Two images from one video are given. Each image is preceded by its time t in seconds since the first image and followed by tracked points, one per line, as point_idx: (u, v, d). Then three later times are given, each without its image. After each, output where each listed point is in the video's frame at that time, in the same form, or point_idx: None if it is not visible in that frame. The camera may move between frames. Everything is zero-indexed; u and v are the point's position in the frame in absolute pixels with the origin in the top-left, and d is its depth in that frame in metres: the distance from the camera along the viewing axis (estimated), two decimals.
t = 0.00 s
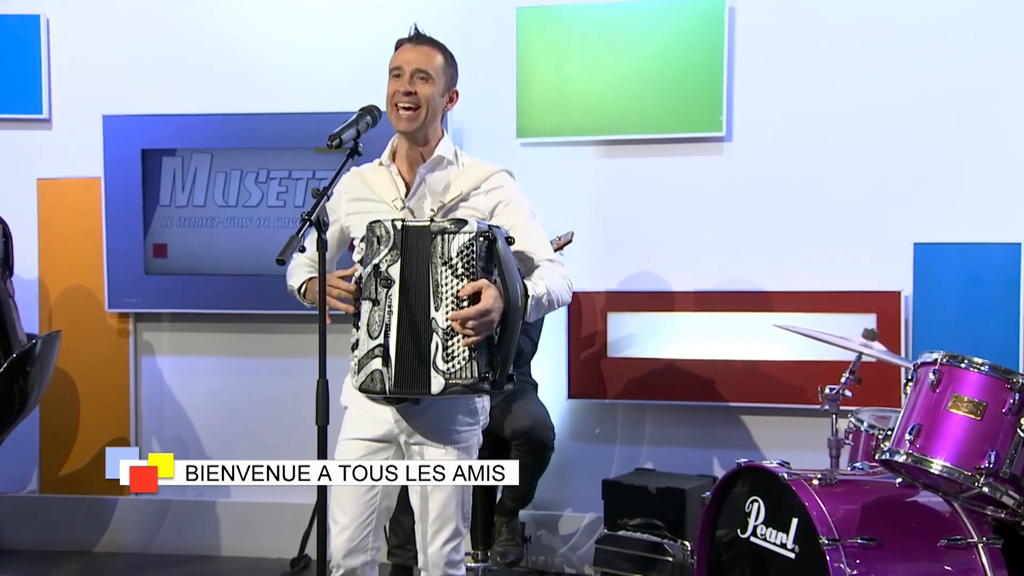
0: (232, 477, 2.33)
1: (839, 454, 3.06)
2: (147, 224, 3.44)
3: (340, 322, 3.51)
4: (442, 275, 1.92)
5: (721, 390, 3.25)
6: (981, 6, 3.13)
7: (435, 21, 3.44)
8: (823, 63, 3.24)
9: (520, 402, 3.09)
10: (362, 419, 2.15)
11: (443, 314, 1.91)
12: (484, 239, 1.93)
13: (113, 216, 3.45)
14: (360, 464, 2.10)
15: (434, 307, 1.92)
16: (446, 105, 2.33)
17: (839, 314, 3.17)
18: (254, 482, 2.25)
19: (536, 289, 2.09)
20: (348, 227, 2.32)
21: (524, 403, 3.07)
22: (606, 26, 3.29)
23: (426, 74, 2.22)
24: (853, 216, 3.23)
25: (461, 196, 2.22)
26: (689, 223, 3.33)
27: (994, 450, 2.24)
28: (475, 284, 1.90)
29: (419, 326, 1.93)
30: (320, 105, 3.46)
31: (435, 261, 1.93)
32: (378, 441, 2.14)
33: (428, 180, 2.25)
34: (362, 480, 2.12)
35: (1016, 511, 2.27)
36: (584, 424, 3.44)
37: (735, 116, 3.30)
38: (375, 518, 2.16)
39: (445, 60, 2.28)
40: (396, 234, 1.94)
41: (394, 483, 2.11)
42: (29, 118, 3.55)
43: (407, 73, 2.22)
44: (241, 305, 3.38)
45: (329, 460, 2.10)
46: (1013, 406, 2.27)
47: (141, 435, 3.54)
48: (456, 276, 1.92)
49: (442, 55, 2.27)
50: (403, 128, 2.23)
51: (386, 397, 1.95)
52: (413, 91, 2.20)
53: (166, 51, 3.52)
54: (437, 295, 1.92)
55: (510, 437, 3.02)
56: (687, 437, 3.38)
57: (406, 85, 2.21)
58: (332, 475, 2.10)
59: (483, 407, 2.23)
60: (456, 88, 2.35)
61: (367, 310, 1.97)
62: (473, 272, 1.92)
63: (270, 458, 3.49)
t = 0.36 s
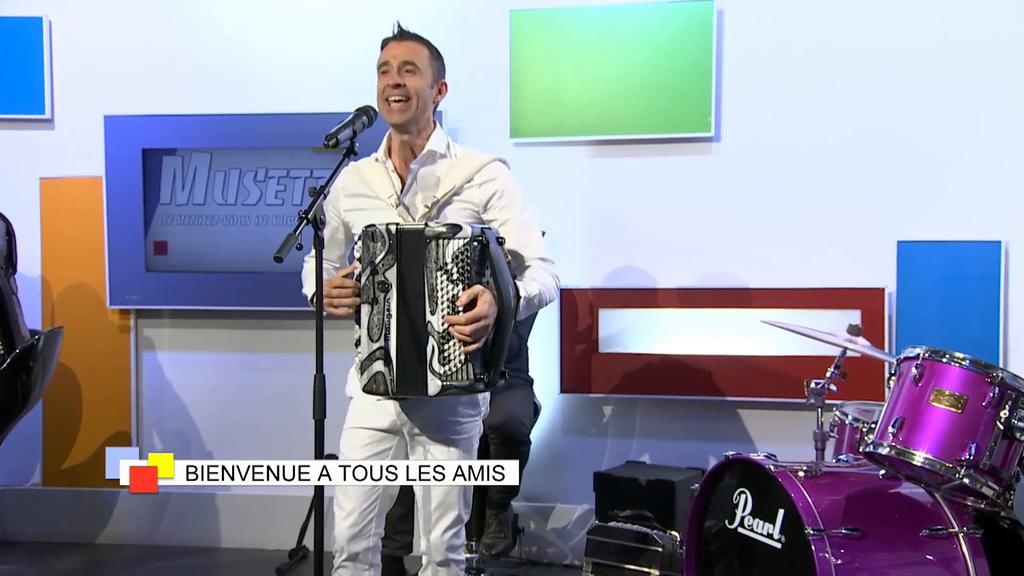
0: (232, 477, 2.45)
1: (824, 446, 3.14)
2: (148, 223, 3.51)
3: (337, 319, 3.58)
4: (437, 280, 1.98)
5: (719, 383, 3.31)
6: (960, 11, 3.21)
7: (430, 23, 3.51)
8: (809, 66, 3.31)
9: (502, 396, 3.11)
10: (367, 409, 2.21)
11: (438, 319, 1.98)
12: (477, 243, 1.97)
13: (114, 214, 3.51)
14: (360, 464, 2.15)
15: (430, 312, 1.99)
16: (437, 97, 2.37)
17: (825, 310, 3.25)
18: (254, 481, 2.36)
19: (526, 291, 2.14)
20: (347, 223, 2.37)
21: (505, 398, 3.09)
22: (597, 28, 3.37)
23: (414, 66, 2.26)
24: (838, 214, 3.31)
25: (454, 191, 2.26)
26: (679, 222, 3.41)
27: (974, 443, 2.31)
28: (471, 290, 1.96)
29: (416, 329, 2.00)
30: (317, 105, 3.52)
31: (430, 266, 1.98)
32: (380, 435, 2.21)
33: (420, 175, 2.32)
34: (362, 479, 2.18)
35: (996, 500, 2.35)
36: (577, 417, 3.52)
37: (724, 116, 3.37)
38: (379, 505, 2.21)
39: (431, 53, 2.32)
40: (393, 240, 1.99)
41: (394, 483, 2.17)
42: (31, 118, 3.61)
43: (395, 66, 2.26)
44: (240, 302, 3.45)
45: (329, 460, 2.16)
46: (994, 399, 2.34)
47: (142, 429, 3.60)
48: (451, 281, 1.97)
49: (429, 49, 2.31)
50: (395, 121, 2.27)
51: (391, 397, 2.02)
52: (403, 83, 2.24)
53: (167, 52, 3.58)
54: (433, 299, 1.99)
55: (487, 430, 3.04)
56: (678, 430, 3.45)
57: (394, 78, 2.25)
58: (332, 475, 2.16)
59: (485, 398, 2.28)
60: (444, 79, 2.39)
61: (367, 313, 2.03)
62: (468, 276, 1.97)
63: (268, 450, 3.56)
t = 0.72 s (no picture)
0: (231, 477, 2.61)
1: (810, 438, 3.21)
2: (147, 220, 3.57)
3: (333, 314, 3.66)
4: (436, 293, 2.01)
5: (713, 382, 3.39)
6: (935, 15, 3.29)
7: (424, 25, 3.58)
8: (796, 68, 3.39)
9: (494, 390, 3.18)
10: (361, 404, 2.26)
11: (431, 330, 2.02)
12: (479, 263, 2.00)
13: (115, 212, 3.58)
14: (359, 465, 2.21)
15: (424, 322, 2.03)
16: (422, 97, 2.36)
17: (811, 305, 3.33)
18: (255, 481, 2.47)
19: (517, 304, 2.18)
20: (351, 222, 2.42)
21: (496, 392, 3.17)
22: (588, 30, 3.44)
23: (390, 79, 2.27)
24: (824, 212, 3.38)
25: (450, 193, 2.28)
26: (668, 220, 3.49)
27: (955, 434, 2.39)
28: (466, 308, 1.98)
29: (409, 337, 2.04)
30: (315, 105, 3.59)
31: (430, 278, 2.02)
32: (375, 429, 2.25)
33: (419, 177, 2.34)
34: (362, 479, 2.24)
35: (975, 490, 2.44)
36: (568, 410, 3.60)
37: (713, 117, 3.45)
38: (370, 498, 2.25)
39: (404, 57, 2.31)
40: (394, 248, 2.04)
41: (394, 483, 2.21)
42: (34, 117, 3.68)
43: (373, 84, 2.29)
44: (239, 298, 3.52)
45: (329, 461, 2.22)
46: (974, 392, 2.43)
47: (143, 423, 3.68)
48: (449, 295, 2.01)
49: (404, 55, 2.31)
50: (389, 136, 2.33)
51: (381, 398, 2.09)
52: (383, 101, 2.28)
53: (167, 54, 3.65)
54: (429, 311, 2.02)
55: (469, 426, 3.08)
56: (667, 422, 3.54)
57: (375, 96, 2.28)
58: (332, 475, 2.22)
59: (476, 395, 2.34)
60: (427, 77, 2.37)
61: (364, 315, 2.09)
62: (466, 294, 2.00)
63: (266, 444, 3.64)
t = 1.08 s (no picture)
0: (231, 477, 2.60)
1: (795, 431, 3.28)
2: (147, 218, 3.64)
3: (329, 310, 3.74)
4: (429, 297, 2.00)
5: (703, 379, 3.47)
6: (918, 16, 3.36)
7: (419, 27, 3.65)
8: (784, 69, 3.46)
9: (487, 382, 3.29)
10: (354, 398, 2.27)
11: (423, 334, 2.01)
12: (474, 268, 1.98)
13: (115, 210, 3.65)
14: (360, 464, 2.21)
15: (416, 325, 2.02)
16: (422, 102, 2.40)
17: (796, 301, 3.40)
18: (254, 480, 2.47)
19: (505, 318, 2.18)
20: (348, 224, 2.41)
21: (491, 383, 3.27)
22: (580, 32, 3.52)
23: (394, 78, 2.30)
24: (809, 210, 3.46)
25: (443, 195, 2.28)
26: (657, 218, 3.57)
27: (934, 427, 2.46)
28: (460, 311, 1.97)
29: (401, 339, 2.04)
30: (311, 106, 3.66)
31: (425, 282, 2.01)
32: (368, 424, 2.27)
33: (414, 179, 2.34)
34: (362, 479, 2.23)
35: (956, 480, 2.51)
36: (560, 404, 3.68)
37: (702, 118, 3.53)
38: (362, 493, 2.26)
39: (413, 60, 2.35)
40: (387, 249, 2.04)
41: (394, 483, 2.21)
42: (35, 117, 3.74)
43: (376, 80, 2.31)
44: (237, 294, 3.59)
45: (329, 460, 2.22)
46: (955, 384, 2.49)
47: (143, 416, 3.75)
48: (442, 300, 1.99)
49: (410, 56, 2.34)
50: (383, 134, 2.34)
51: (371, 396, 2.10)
52: (384, 97, 2.30)
53: (166, 54, 3.72)
54: (422, 314, 2.01)
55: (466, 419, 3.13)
56: (656, 416, 3.62)
57: (376, 92, 2.30)
58: (332, 475, 2.22)
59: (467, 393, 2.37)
60: (429, 84, 2.41)
61: (355, 315, 2.11)
62: (459, 298, 1.99)
63: (263, 438, 3.71)
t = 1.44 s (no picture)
0: (232, 477, 2.60)
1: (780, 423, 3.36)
2: (147, 215, 3.71)
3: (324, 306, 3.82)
4: (425, 294, 2.05)
5: (692, 372, 3.55)
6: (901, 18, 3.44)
7: (413, 28, 3.73)
8: (770, 70, 3.54)
9: (486, 379, 3.36)
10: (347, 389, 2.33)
11: (415, 329, 2.06)
12: (472, 271, 2.02)
13: (116, 207, 3.72)
14: (360, 464, 2.25)
15: (410, 320, 2.07)
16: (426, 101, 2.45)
17: (781, 296, 3.49)
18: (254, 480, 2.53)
19: (497, 316, 2.22)
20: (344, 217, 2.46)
21: (490, 380, 3.35)
22: (571, 33, 3.59)
23: (402, 74, 2.35)
24: (795, 207, 3.55)
25: (435, 189, 2.32)
26: (646, 215, 3.65)
27: (916, 419, 2.55)
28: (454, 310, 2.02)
29: (395, 331, 2.10)
30: (308, 105, 3.74)
31: (422, 278, 2.06)
32: (360, 415, 2.32)
33: (407, 175, 2.39)
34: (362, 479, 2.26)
35: (936, 470, 2.60)
36: (553, 397, 3.77)
37: (692, 117, 3.61)
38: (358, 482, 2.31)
39: (421, 59, 2.40)
40: (381, 242, 2.10)
41: (394, 483, 2.26)
42: (36, 115, 3.81)
43: (384, 75, 2.36)
44: (235, 290, 3.67)
45: (330, 461, 2.26)
46: (935, 376, 2.58)
47: (143, 409, 3.82)
48: (438, 298, 2.04)
49: (417, 55, 2.39)
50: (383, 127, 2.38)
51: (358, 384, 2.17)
52: (389, 92, 2.34)
53: (165, 54, 3.79)
54: (416, 309, 2.06)
55: (474, 409, 3.29)
56: (645, 409, 3.70)
57: (382, 86, 2.34)
58: (332, 475, 2.26)
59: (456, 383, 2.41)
60: (433, 84, 2.46)
61: (346, 303, 2.18)
62: (455, 298, 2.03)
63: (260, 432, 3.78)
